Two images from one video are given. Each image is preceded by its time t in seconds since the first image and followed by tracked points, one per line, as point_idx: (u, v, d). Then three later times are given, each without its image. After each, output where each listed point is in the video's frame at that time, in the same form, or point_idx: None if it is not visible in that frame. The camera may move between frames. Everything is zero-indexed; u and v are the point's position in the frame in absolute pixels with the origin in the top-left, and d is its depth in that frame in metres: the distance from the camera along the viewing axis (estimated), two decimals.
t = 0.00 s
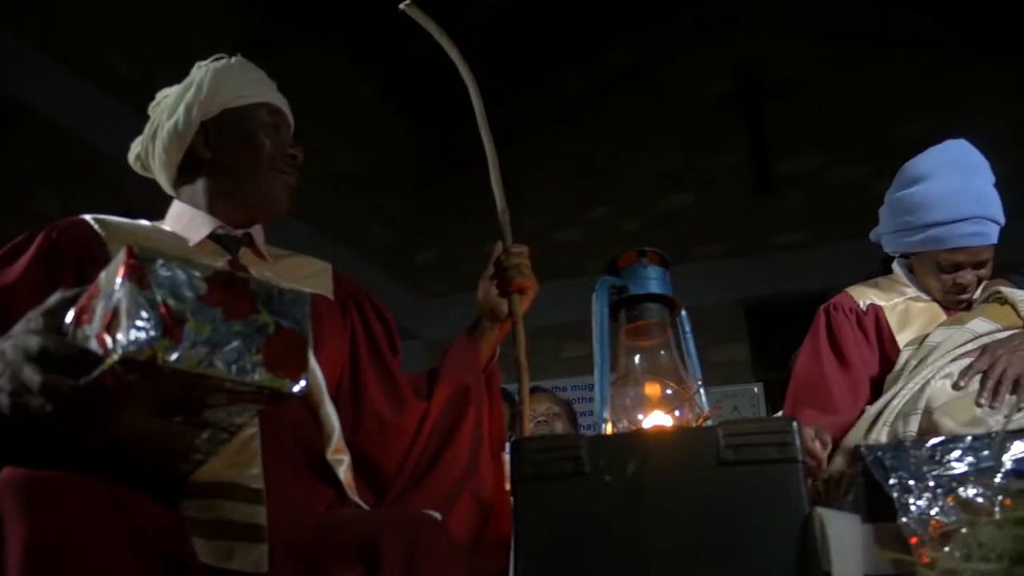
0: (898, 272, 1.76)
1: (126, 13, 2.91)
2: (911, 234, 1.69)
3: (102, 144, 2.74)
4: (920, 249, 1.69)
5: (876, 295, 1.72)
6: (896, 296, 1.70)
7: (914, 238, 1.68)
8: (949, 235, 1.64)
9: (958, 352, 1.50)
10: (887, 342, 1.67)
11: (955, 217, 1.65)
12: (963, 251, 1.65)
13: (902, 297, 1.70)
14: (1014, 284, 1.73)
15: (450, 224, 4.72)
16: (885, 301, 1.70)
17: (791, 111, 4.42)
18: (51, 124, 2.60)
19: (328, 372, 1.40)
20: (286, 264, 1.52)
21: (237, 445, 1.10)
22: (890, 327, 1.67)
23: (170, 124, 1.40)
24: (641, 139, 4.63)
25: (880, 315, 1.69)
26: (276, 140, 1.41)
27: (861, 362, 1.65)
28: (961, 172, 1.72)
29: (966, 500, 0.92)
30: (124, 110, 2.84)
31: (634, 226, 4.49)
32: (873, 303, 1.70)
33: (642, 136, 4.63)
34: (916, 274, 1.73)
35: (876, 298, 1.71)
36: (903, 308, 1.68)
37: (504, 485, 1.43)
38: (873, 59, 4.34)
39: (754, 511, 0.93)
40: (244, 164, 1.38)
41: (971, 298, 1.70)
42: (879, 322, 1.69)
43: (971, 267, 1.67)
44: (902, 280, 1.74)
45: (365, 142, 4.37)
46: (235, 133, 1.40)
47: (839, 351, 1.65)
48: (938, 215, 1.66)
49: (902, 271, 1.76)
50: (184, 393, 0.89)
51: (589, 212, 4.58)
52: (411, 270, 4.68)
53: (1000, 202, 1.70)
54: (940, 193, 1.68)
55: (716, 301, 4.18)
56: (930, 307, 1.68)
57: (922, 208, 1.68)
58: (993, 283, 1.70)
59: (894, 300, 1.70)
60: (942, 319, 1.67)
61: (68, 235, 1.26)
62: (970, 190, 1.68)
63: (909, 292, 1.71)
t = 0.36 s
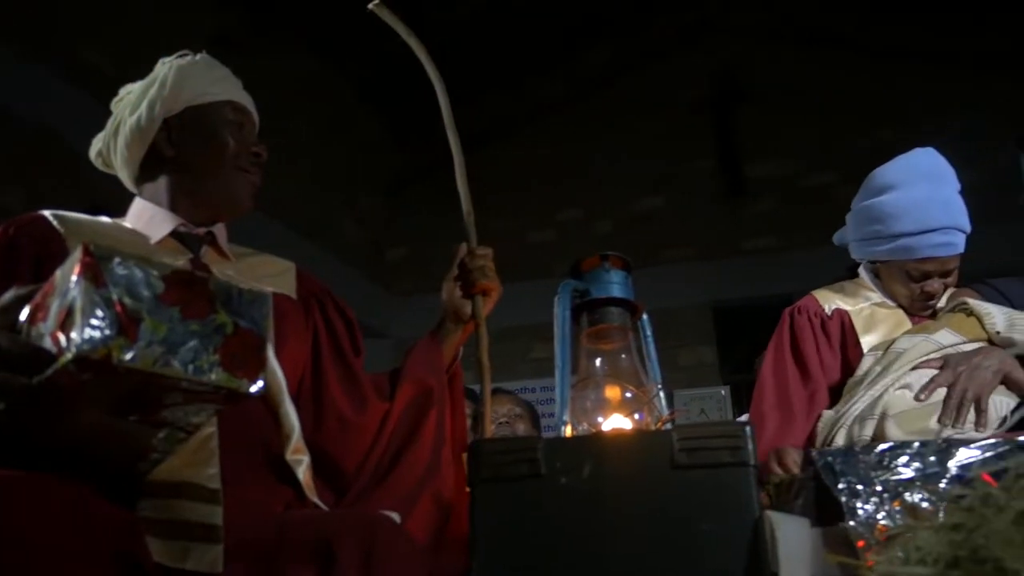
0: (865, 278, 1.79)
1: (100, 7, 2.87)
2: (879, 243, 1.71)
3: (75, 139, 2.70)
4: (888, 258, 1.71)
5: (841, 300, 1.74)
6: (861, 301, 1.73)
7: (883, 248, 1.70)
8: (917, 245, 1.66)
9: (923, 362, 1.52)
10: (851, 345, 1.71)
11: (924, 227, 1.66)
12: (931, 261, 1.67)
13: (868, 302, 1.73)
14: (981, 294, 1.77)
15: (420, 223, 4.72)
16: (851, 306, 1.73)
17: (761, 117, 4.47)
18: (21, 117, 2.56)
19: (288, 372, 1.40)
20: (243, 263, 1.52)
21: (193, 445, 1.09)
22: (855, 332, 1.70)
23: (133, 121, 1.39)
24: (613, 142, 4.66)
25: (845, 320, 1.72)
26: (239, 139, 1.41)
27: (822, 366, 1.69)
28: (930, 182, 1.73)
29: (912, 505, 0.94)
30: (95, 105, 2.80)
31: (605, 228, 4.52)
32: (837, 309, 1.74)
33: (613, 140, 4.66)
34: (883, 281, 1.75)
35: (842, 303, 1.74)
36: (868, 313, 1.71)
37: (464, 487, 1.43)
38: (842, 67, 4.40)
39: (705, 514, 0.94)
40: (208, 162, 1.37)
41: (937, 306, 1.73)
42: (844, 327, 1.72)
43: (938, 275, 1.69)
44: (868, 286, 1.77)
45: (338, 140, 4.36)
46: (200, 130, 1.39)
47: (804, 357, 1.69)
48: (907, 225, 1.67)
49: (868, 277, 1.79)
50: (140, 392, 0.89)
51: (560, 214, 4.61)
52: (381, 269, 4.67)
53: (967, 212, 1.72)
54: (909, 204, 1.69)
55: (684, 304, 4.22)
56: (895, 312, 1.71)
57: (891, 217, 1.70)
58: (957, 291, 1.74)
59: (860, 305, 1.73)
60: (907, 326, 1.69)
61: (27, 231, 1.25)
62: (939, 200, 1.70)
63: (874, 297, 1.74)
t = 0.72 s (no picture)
0: (829, 281, 1.83)
1: None
2: (848, 247, 1.75)
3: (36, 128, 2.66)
4: (854, 262, 1.75)
5: (806, 300, 1.78)
6: (824, 303, 1.77)
7: (851, 252, 1.74)
8: (887, 251, 1.69)
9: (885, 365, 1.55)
10: (814, 346, 1.74)
11: (894, 233, 1.70)
12: (899, 267, 1.70)
13: (832, 304, 1.76)
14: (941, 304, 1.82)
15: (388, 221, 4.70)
16: (815, 307, 1.76)
17: (728, 121, 4.52)
18: None
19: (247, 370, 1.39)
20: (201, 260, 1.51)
21: (148, 443, 1.09)
22: (818, 334, 1.73)
23: (91, 115, 1.38)
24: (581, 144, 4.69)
25: (809, 321, 1.75)
26: (199, 135, 1.41)
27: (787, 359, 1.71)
28: (900, 189, 1.77)
29: (857, 509, 0.94)
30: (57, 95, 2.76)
31: (573, 228, 4.53)
32: (803, 307, 1.77)
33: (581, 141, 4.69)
34: (848, 284, 1.79)
35: (807, 303, 1.77)
36: (831, 316, 1.74)
37: (420, 488, 1.42)
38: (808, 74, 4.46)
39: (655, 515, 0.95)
40: (168, 158, 1.37)
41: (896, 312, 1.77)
42: (808, 328, 1.75)
43: (903, 282, 1.73)
44: (831, 289, 1.81)
45: (307, 136, 4.34)
46: (160, 125, 1.38)
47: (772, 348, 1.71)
48: (876, 230, 1.71)
49: (831, 280, 1.83)
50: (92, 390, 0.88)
51: (527, 214, 4.62)
52: (348, 266, 4.65)
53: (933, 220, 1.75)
54: (878, 209, 1.73)
55: (649, 305, 4.25)
56: (857, 315, 1.74)
57: (862, 222, 1.73)
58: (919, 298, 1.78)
59: (825, 307, 1.76)
60: (869, 330, 1.73)
61: None
62: (906, 206, 1.73)
63: (837, 300, 1.77)
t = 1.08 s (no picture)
0: (801, 287, 1.85)
1: None
2: (824, 253, 1.76)
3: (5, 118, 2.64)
4: (830, 269, 1.76)
5: (778, 303, 1.80)
6: (795, 308, 1.78)
7: (828, 258, 1.74)
8: (861, 259, 1.71)
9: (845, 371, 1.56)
10: (782, 348, 1.75)
11: (870, 242, 1.71)
12: (872, 275, 1.72)
13: (802, 310, 1.77)
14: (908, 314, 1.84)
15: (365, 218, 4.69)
16: (786, 311, 1.78)
17: (705, 125, 4.56)
18: None
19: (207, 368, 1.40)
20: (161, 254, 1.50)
21: (105, 440, 1.07)
22: (786, 335, 1.75)
23: (54, 107, 1.37)
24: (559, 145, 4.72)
25: (779, 324, 1.77)
26: (165, 130, 1.39)
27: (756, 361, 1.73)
28: (876, 199, 1.78)
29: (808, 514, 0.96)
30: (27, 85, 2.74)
31: (550, 228, 4.55)
32: (776, 310, 1.79)
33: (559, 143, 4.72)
34: (821, 288, 1.81)
35: (779, 306, 1.79)
36: (801, 320, 1.76)
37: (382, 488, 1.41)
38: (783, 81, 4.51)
39: (610, 516, 0.96)
40: (132, 152, 1.36)
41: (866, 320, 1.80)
42: (777, 330, 1.76)
43: (876, 291, 1.75)
44: (804, 295, 1.82)
45: (286, 131, 4.33)
46: (125, 119, 1.37)
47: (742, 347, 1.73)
48: (853, 238, 1.72)
49: (803, 285, 1.85)
50: (46, 385, 0.87)
51: (503, 213, 4.63)
52: (323, 262, 4.63)
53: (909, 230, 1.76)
54: (852, 218, 1.74)
55: (623, 306, 4.27)
56: (827, 321, 1.76)
57: (838, 229, 1.74)
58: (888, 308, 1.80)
59: (795, 312, 1.77)
60: (837, 335, 1.74)
61: None
62: (883, 216, 1.75)
63: (808, 306, 1.79)
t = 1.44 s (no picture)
0: (769, 290, 1.86)
1: None
2: (798, 259, 1.77)
3: None
4: (803, 275, 1.78)
5: (748, 301, 1.81)
6: (764, 311, 1.79)
7: (802, 264, 1.76)
8: (838, 268, 1.73)
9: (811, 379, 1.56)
10: (751, 348, 1.75)
11: (843, 251, 1.73)
12: (846, 287, 1.75)
13: (771, 314, 1.78)
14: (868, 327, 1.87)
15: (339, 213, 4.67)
16: (756, 313, 1.78)
17: (680, 129, 4.59)
18: None
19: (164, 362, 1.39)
20: (120, 250, 1.49)
21: (59, 429, 1.09)
22: (755, 337, 1.74)
23: (14, 94, 1.35)
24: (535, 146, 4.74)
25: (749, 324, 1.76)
26: (127, 119, 1.38)
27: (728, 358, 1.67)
28: (851, 210, 1.80)
29: (757, 519, 0.95)
30: None
31: (524, 227, 4.54)
32: (747, 310, 1.79)
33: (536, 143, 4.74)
34: (790, 292, 1.83)
35: (750, 305, 1.79)
36: (769, 324, 1.76)
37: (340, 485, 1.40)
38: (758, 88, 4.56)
39: (562, 518, 0.96)
40: (94, 141, 1.34)
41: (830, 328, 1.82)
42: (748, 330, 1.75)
43: (845, 301, 1.78)
44: (772, 299, 1.83)
45: (262, 122, 4.31)
46: (87, 107, 1.36)
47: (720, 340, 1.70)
48: (827, 246, 1.74)
49: (772, 288, 1.86)
50: None
51: (478, 211, 4.64)
52: (297, 256, 4.61)
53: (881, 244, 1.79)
54: (829, 225, 1.76)
55: (595, 307, 4.28)
56: (795, 329, 1.76)
57: (813, 236, 1.76)
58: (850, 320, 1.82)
59: (764, 315, 1.78)
60: (804, 342, 1.75)
61: None
62: (858, 227, 1.77)
63: (775, 310, 1.80)
